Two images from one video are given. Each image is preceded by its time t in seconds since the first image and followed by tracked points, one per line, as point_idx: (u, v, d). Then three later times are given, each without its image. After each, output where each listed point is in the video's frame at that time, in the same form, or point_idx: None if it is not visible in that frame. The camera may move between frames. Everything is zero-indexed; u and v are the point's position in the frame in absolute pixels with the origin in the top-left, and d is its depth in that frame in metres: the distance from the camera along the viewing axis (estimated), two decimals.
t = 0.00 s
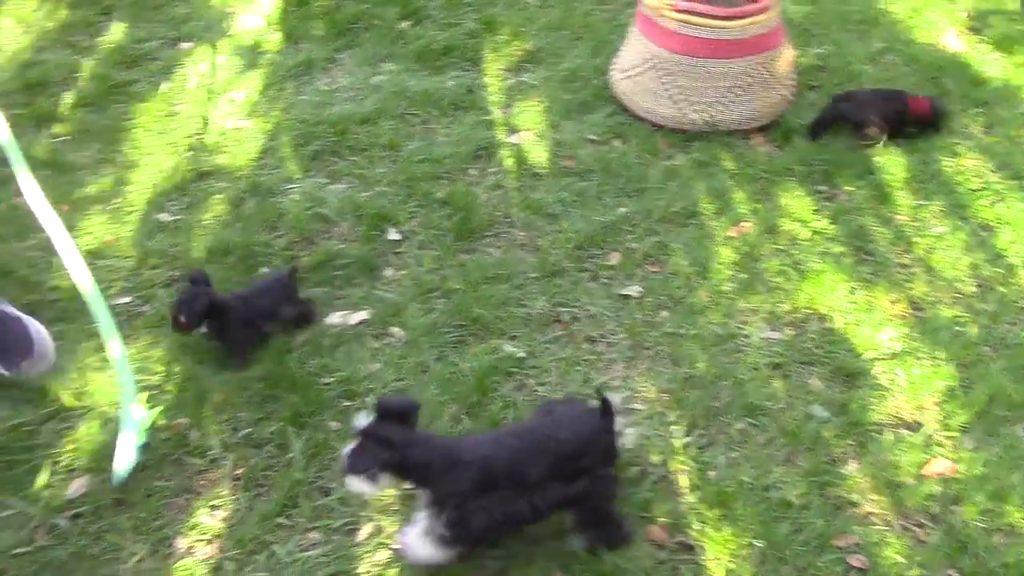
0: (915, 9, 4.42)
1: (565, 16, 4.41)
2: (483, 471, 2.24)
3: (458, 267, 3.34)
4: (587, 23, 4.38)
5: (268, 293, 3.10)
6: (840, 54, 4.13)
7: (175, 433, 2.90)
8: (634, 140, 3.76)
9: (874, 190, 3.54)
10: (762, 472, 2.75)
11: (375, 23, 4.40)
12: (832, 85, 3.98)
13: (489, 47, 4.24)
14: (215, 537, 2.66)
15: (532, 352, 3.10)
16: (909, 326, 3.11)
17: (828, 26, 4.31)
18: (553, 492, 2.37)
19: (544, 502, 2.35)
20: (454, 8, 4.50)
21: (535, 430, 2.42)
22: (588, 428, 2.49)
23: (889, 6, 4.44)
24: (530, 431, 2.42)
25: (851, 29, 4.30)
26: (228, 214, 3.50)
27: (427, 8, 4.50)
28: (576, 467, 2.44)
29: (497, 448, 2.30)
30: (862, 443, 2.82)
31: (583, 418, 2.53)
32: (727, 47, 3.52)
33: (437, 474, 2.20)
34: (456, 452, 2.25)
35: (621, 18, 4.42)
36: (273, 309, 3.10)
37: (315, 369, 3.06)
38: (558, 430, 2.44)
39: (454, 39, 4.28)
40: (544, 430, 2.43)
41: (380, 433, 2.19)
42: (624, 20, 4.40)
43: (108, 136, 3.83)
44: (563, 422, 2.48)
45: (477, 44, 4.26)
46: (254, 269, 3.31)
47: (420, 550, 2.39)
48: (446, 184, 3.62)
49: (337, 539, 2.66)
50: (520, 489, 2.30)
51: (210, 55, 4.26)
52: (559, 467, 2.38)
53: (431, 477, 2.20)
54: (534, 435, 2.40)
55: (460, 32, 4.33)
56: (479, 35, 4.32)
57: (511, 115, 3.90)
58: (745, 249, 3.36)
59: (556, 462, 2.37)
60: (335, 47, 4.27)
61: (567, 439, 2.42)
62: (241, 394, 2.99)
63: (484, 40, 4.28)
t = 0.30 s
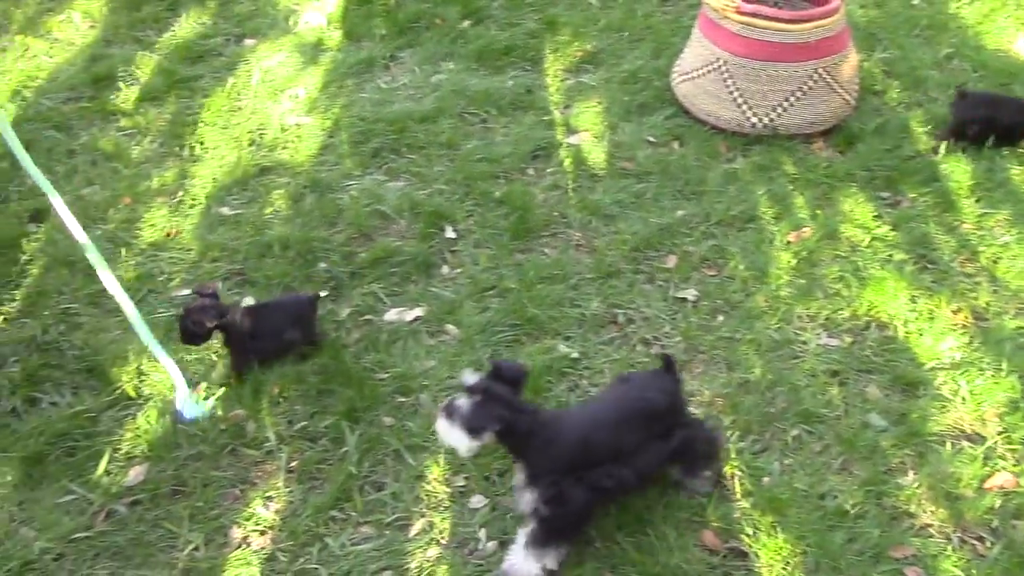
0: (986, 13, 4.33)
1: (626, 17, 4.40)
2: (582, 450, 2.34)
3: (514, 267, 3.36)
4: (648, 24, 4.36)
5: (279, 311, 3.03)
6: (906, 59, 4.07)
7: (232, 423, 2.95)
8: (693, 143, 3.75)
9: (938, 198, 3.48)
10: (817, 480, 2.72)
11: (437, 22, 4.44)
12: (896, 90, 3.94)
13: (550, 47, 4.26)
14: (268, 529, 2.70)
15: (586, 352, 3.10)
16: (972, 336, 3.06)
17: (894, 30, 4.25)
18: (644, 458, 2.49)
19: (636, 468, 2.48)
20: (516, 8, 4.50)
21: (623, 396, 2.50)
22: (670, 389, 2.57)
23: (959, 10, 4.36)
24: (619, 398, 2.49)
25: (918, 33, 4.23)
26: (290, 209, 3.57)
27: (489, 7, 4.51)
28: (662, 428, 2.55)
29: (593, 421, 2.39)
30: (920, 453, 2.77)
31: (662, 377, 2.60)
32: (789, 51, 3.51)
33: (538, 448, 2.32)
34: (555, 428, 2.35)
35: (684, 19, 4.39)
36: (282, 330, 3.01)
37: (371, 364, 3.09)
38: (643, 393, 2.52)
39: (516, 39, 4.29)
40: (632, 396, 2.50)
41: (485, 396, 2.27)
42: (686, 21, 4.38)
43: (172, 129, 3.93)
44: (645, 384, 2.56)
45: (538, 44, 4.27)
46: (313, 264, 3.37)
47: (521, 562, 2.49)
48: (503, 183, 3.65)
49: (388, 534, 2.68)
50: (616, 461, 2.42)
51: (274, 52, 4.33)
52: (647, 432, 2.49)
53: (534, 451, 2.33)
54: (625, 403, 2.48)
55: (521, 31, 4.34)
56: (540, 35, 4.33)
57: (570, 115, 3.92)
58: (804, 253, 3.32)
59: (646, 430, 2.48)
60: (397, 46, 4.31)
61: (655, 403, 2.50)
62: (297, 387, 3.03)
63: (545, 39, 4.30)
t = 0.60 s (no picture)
0: (1008, 13, 4.29)
1: (645, 16, 4.39)
2: (624, 471, 2.41)
3: (530, 265, 3.36)
4: (667, 23, 4.35)
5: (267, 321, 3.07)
6: (927, 59, 4.04)
7: (249, 420, 2.97)
8: (711, 143, 3.74)
9: (958, 199, 3.46)
10: (834, 481, 2.71)
11: (455, 20, 4.45)
12: (915, 90, 3.92)
13: (568, 46, 4.26)
14: (284, 525, 2.72)
15: (602, 351, 3.10)
16: (991, 338, 3.04)
17: (915, 30, 4.22)
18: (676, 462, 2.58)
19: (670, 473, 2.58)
20: (534, 7, 4.50)
21: (650, 405, 2.54)
22: (689, 392, 2.63)
23: (980, 10, 4.33)
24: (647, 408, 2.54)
25: (938, 33, 4.21)
26: (308, 206, 3.59)
27: (507, 6, 4.50)
28: (688, 431, 2.61)
29: (631, 443, 2.43)
30: (938, 455, 2.75)
31: (682, 381, 2.65)
32: (809, 50, 3.49)
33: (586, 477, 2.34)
34: (598, 453, 2.38)
35: (703, 18, 4.38)
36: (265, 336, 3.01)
37: (388, 361, 3.10)
38: (667, 399, 2.57)
39: (534, 37, 4.29)
40: (658, 404, 2.55)
41: (532, 438, 2.23)
42: (704, 20, 4.36)
43: (191, 126, 3.95)
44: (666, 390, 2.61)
45: (556, 43, 4.26)
46: (330, 262, 3.39)
47: None
48: (520, 182, 3.65)
49: (403, 531, 2.69)
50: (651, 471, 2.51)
51: (292, 50, 4.35)
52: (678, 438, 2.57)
53: (579, 482, 2.34)
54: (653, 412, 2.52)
55: (540, 30, 4.34)
56: (558, 33, 4.32)
57: (587, 114, 3.92)
58: (822, 254, 3.31)
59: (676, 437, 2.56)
60: (415, 45, 4.33)
61: (680, 410, 2.57)
62: (313, 383, 3.04)
63: (563, 37, 4.29)
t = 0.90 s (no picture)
0: (1010, 13, 4.29)
1: (646, 16, 4.39)
2: (428, 502, 2.17)
3: (531, 265, 3.37)
4: (669, 23, 4.35)
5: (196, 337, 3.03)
6: (928, 59, 4.04)
7: (250, 419, 2.98)
8: (712, 143, 3.75)
9: (958, 200, 3.47)
10: (833, 481, 2.72)
11: (456, 20, 4.45)
12: (916, 91, 3.92)
13: (570, 45, 4.26)
14: (285, 524, 2.73)
15: (602, 351, 3.12)
16: (990, 339, 3.04)
17: (916, 30, 4.23)
18: (516, 507, 2.27)
19: (511, 516, 2.27)
20: (536, 6, 4.50)
21: (494, 445, 2.24)
22: (550, 445, 2.26)
23: (981, 10, 4.33)
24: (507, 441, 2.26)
25: (940, 34, 4.21)
26: (309, 206, 3.60)
27: (509, 5, 4.50)
28: (536, 481, 2.26)
29: (447, 478, 2.18)
30: (938, 456, 2.76)
31: (546, 434, 2.28)
32: (811, 50, 3.49)
33: (392, 487, 2.16)
34: (406, 473, 2.16)
35: (704, 18, 4.38)
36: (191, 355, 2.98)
37: (389, 361, 3.10)
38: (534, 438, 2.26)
39: (536, 37, 4.29)
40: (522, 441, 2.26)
41: (348, 452, 2.14)
42: (706, 20, 4.36)
43: (192, 125, 3.96)
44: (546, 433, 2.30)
45: (558, 43, 4.26)
46: (331, 261, 3.40)
47: None
48: (521, 182, 3.65)
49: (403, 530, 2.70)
50: (491, 508, 2.24)
51: (294, 49, 4.36)
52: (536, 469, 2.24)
53: (394, 491, 2.16)
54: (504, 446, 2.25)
55: (541, 30, 4.34)
56: (559, 33, 4.32)
57: (588, 114, 3.92)
58: (822, 254, 3.32)
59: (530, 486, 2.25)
60: (416, 44, 4.33)
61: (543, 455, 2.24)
62: (314, 382, 3.04)
63: (564, 37, 4.29)
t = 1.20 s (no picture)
0: (1009, 15, 4.29)
1: (646, 16, 4.39)
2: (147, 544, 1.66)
3: (530, 264, 3.37)
4: (668, 24, 4.35)
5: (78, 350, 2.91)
6: (928, 60, 4.05)
7: (249, 417, 2.98)
8: (711, 143, 3.75)
9: (957, 201, 3.47)
10: (831, 482, 2.72)
11: (456, 19, 4.45)
12: (915, 92, 3.92)
13: (570, 45, 4.26)
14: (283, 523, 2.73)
15: (601, 351, 3.12)
16: (988, 340, 3.05)
17: (916, 32, 4.23)
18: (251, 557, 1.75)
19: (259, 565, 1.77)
20: (536, 6, 4.49)
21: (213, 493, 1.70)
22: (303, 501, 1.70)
23: (981, 12, 4.33)
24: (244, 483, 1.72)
25: (939, 36, 4.21)
26: (308, 204, 3.60)
27: (509, 4, 4.50)
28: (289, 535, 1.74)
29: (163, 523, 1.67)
30: (936, 457, 2.76)
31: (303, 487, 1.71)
32: (810, 51, 3.51)
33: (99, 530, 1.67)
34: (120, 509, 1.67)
35: (704, 18, 4.38)
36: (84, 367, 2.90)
37: (387, 360, 3.10)
38: (278, 480, 1.72)
39: (535, 37, 4.28)
40: (265, 481, 1.71)
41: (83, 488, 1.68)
42: (706, 20, 4.36)
43: (191, 123, 3.95)
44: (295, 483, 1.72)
45: (558, 43, 4.26)
46: (330, 260, 3.40)
47: None
48: (521, 181, 3.65)
49: (402, 529, 2.71)
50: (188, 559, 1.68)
51: (293, 48, 4.36)
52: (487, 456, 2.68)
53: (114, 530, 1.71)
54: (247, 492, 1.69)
55: (541, 30, 4.34)
56: (559, 33, 4.32)
57: (588, 114, 3.92)
58: (821, 255, 3.32)
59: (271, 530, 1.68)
60: (415, 43, 4.32)
61: (310, 500, 1.70)
62: (313, 381, 3.05)
63: (564, 37, 4.29)
